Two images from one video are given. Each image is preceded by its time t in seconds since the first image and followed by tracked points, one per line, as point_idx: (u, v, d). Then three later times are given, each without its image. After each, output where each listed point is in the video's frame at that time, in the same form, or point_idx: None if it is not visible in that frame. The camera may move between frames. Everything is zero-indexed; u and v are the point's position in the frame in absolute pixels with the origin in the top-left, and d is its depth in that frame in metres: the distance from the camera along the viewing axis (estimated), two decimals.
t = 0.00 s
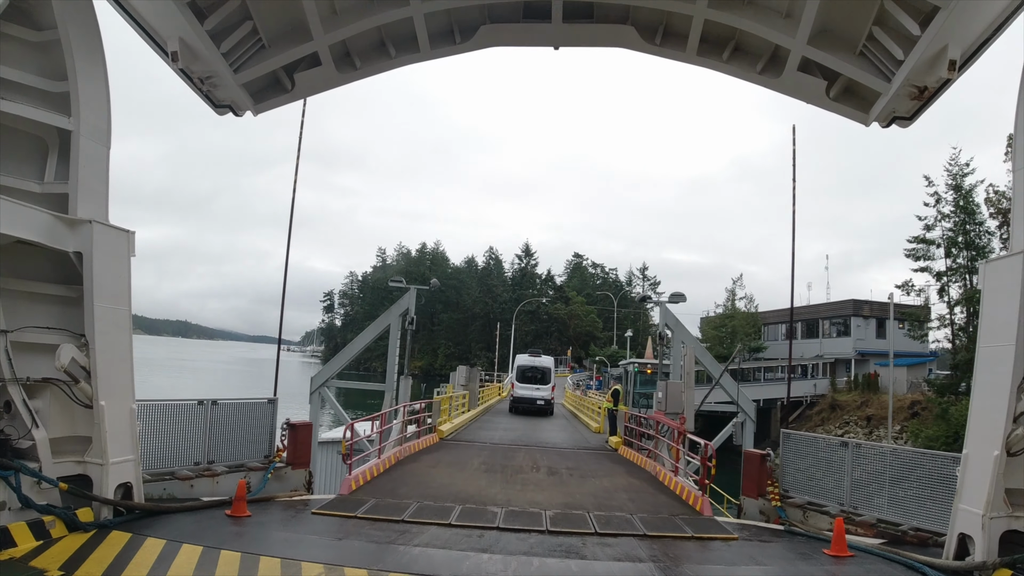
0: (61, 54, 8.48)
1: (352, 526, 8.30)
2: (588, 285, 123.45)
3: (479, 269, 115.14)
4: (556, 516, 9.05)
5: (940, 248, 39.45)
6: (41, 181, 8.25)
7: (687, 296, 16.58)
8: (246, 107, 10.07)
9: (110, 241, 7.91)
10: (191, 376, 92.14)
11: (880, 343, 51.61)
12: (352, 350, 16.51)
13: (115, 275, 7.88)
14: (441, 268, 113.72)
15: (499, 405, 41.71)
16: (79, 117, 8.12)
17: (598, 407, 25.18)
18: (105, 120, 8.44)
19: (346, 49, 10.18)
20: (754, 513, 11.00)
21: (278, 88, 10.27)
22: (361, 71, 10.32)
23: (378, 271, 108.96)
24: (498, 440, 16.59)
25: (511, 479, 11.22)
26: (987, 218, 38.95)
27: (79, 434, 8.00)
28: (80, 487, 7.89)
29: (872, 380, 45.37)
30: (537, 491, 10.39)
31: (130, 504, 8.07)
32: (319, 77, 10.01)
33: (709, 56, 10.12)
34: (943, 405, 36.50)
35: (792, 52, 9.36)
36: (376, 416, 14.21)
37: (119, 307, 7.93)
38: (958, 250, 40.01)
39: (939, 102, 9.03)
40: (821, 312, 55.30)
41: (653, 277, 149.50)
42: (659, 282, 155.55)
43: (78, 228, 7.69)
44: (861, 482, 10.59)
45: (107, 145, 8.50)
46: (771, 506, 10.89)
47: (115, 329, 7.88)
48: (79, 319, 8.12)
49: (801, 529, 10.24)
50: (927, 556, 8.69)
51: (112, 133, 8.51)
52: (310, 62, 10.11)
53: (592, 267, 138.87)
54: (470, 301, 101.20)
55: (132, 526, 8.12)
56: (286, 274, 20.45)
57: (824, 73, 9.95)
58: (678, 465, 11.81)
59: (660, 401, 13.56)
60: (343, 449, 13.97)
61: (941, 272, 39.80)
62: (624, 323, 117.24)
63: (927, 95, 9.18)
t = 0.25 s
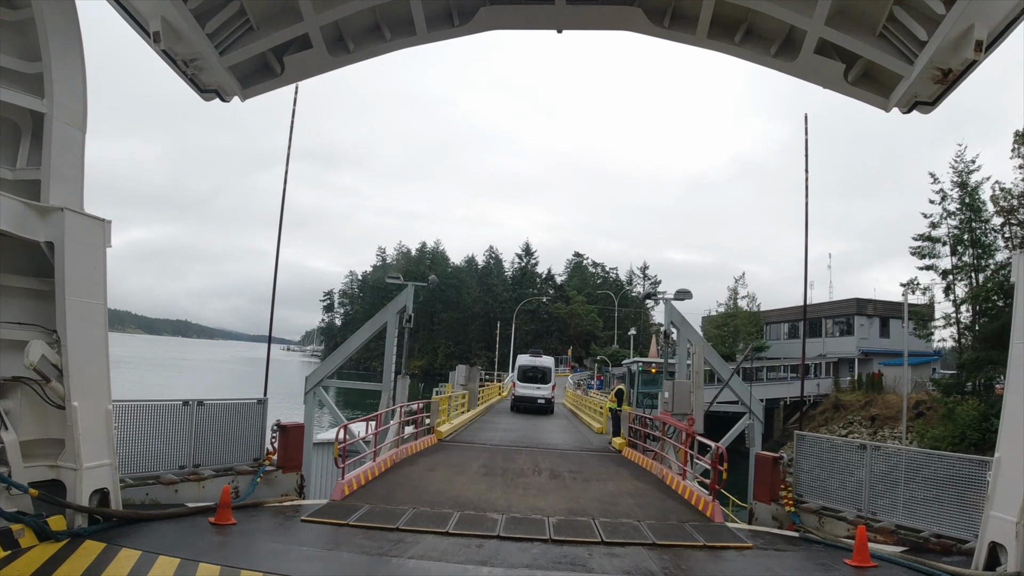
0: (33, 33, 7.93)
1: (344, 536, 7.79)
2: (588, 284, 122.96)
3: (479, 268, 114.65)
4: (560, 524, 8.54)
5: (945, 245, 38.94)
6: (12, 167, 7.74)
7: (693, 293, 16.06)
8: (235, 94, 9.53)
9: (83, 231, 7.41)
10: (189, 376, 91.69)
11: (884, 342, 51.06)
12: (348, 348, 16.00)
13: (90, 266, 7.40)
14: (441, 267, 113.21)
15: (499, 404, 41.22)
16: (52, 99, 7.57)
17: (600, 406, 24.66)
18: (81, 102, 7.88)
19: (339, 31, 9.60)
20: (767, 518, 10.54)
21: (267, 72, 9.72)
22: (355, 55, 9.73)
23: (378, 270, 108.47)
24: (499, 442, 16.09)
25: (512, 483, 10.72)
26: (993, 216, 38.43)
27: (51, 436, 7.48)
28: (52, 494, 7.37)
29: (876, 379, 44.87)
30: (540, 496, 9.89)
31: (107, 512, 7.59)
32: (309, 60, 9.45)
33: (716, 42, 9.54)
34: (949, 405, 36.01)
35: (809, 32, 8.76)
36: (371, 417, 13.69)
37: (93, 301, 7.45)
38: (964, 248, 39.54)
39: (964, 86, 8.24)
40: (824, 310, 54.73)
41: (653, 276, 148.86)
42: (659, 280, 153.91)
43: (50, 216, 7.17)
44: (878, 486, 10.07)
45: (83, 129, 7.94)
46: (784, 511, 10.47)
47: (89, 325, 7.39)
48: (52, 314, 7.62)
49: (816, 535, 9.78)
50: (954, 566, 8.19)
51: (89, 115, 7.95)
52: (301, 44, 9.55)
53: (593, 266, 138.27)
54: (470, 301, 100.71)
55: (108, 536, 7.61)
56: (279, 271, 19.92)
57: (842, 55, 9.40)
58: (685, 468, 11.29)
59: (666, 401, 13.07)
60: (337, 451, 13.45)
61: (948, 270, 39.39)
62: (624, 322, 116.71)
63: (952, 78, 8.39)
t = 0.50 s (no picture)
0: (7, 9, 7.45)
1: (336, 545, 7.35)
2: (589, 283, 122.57)
3: (479, 267, 114.24)
4: (564, 531, 8.09)
5: (951, 243, 38.45)
6: None
7: (700, 290, 15.59)
8: (222, 78, 8.90)
9: (57, 219, 6.95)
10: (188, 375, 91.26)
11: (887, 341, 50.55)
12: (344, 346, 15.54)
13: (63, 257, 6.94)
14: (441, 266, 112.78)
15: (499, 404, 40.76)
16: (25, 80, 7.08)
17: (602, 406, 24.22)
18: (56, 84, 7.36)
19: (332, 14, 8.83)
20: (780, 523, 10.12)
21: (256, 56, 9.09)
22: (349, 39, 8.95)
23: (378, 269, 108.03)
24: (499, 442, 15.65)
25: (514, 486, 10.27)
26: (999, 212, 37.94)
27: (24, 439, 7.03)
28: (24, 499, 6.92)
29: (880, 378, 44.43)
30: (542, 501, 9.44)
31: (84, 519, 7.13)
32: (300, 43, 8.74)
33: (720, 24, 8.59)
34: (954, 404, 35.56)
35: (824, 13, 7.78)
36: (368, 417, 13.21)
37: (67, 295, 7.00)
38: (970, 244, 39.09)
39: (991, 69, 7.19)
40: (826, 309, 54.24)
41: (654, 275, 148.41)
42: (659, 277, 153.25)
43: (21, 203, 6.71)
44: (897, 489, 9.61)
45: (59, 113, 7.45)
46: (798, 516, 10.06)
47: (62, 320, 6.94)
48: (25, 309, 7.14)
49: (832, 541, 9.34)
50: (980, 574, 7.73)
51: (65, 98, 7.46)
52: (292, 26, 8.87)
53: (593, 265, 137.76)
54: (471, 299, 100.29)
55: (85, 545, 7.15)
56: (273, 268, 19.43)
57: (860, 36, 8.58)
58: (694, 470, 10.83)
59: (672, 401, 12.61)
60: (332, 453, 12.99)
61: (953, 267, 38.92)
62: (625, 321, 116.27)
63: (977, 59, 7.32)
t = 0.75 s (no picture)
0: None
1: (328, 555, 6.94)
2: (590, 282, 122.21)
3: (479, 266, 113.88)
4: (568, 538, 7.69)
5: (956, 241, 38.00)
6: None
7: (706, 287, 15.18)
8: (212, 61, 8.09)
9: (30, 206, 6.55)
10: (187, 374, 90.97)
11: (890, 340, 50.10)
12: (340, 345, 15.13)
13: (36, 247, 6.58)
14: (442, 265, 112.41)
15: (499, 403, 40.36)
16: None
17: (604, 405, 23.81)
18: (31, 66, 6.85)
19: None
20: (793, 529, 9.83)
21: (244, 38, 8.33)
22: (342, 21, 8.19)
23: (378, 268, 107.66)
24: (500, 443, 15.26)
25: (515, 490, 9.86)
26: (1004, 210, 37.48)
27: None
28: None
29: (883, 378, 44.01)
30: (545, 505, 9.03)
31: (61, 525, 6.75)
32: (289, 24, 8.01)
33: (731, 5, 7.55)
34: (960, 404, 35.11)
35: None
36: (365, 417, 12.79)
37: (40, 288, 6.59)
38: (975, 242, 38.65)
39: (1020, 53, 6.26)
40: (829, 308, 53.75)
41: (654, 274, 148.00)
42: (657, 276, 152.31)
43: None
44: (915, 493, 9.02)
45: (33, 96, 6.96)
46: (812, 521, 9.70)
47: (35, 315, 6.54)
48: None
49: (848, 548, 8.95)
50: None
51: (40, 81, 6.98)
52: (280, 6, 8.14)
53: (593, 264, 137.31)
54: (471, 298, 99.92)
55: (60, 555, 6.72)
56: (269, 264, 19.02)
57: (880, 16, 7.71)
58: (702, 474, 10.38)
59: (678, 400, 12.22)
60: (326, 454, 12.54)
61: (959, 266, 38.42)
62: (625, 320, 115.83)
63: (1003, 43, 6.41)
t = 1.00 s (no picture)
0: None
1: (319, 566, 6.55)
2: (590, 281, 121.86)
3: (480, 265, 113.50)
4: (572, 545, 7.30)
5: (961, 239, 37.59)
6: None
7: (712, 284, 14.79)
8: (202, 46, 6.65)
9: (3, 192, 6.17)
10: (186, 373, 90.63)
11: (894, 340, 49.60)
12: (337, 343, 14.74)
13: (9, 235, 6.19)
14: (442, 264, 112.04)
15: (499, 403, 39.98)
16: None
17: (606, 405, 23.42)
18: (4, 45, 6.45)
19: None
20: (806, 534, 9.47)
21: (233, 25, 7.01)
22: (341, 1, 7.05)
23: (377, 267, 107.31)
24: (500, 444, 14.87)
25: (516, 494, 9.48)
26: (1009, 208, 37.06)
27: None
28: None
29: (887, 377, 43.62)
30: (547, 510, 8.64)
31: (35, 533, 6.36)
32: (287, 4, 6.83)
33: None
34: (965, 403, 34.73)
35: None
36: (361, 417, 12.40)
37: (13, 281, 6.20)
38: (980, 240, 38.19)
39: None
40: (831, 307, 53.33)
41: (654, 273, 147.34)
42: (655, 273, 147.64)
43: None
44: (933, 497, 8.61)
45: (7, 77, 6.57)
46: (825, 527, 9.32)
47: (8, 310, 6.15)
48: None
49: (863, 555, 8.58)
50: None
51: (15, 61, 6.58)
52: None
53: (593, 263, 136.90)
54: (471, 298, 99.59)
55: (33, 564, 6.33)
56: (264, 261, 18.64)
57: None
58: (711, 477, 9.99)
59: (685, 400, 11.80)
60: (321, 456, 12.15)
61: (963, 263, 37.92)
62: (626, 320, 115.43)
63: None
